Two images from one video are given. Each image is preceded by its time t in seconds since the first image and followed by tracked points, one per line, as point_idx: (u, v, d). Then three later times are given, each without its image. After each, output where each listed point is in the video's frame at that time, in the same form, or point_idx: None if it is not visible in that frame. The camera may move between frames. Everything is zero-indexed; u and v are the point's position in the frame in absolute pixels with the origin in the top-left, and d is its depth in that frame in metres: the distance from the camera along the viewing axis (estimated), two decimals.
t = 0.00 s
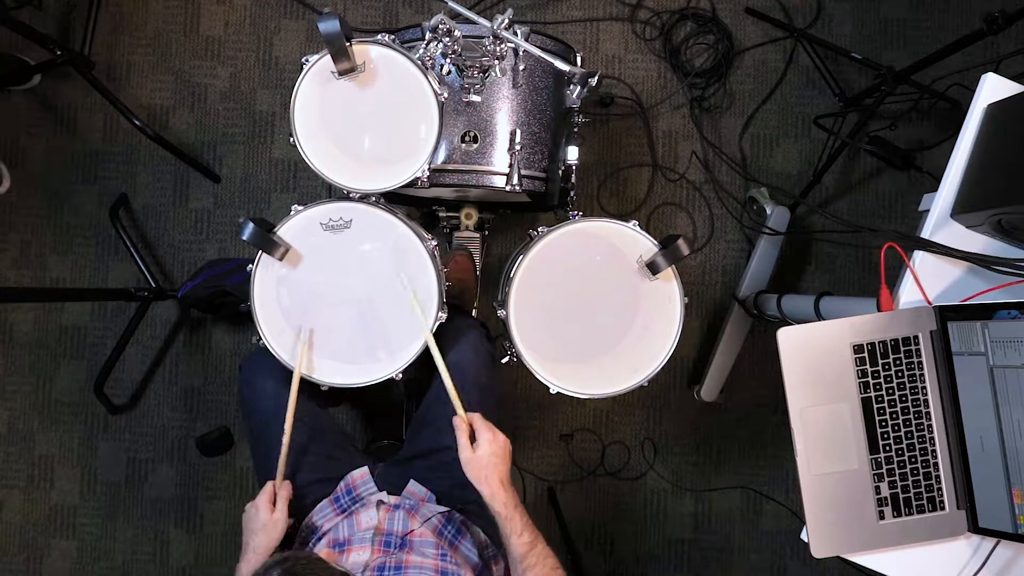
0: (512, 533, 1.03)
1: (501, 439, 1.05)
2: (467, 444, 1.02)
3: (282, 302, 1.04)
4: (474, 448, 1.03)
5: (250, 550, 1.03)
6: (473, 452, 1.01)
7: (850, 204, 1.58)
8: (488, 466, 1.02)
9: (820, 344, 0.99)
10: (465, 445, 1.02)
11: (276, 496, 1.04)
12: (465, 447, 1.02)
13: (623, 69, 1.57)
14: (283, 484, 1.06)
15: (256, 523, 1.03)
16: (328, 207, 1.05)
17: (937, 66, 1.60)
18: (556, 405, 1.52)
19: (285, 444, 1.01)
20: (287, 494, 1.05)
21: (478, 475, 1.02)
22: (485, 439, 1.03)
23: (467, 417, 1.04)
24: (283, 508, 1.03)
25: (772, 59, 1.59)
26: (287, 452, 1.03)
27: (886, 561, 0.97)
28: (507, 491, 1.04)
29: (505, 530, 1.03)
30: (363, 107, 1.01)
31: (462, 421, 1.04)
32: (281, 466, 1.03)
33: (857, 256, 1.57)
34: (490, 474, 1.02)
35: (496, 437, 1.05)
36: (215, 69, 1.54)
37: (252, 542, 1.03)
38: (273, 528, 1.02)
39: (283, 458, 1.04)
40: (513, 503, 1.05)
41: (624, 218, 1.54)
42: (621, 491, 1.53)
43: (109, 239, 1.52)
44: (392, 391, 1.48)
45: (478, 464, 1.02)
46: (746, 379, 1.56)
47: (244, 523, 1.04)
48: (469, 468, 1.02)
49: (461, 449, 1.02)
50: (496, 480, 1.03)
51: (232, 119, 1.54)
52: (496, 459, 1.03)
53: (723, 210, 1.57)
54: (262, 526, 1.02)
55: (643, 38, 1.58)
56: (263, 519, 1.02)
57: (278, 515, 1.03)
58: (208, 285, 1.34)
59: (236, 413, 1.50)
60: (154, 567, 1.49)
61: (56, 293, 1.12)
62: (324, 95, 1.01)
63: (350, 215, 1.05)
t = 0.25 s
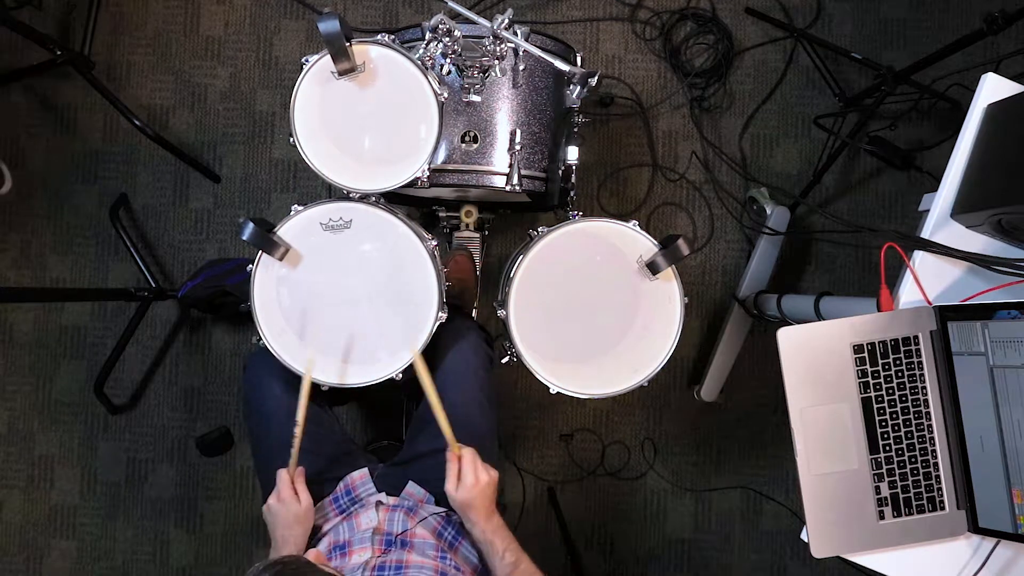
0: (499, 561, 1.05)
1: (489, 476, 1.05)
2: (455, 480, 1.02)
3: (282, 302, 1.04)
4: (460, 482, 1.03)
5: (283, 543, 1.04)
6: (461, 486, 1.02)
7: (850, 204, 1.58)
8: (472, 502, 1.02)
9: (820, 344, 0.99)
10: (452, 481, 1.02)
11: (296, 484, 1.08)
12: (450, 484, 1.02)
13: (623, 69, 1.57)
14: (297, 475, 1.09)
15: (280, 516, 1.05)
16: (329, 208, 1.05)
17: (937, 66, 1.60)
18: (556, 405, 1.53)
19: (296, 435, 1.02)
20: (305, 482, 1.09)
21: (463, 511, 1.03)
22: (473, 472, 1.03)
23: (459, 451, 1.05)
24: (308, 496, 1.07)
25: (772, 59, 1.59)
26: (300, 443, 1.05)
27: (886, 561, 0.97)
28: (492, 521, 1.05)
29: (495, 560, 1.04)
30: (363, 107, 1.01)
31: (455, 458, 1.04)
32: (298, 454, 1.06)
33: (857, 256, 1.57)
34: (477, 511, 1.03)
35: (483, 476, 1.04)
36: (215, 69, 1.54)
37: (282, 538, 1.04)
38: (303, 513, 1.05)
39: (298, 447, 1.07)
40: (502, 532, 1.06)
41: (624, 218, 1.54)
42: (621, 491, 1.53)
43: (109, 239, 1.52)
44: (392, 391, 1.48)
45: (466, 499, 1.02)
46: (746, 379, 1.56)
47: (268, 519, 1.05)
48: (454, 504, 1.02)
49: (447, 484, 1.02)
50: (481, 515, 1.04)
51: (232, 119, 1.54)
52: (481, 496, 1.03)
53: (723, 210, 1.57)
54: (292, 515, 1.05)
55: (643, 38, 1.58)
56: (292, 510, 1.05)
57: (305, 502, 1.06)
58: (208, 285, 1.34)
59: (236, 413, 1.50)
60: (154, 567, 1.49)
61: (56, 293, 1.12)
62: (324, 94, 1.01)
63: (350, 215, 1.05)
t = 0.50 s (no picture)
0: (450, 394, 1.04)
1: (444, 304, 1.02)
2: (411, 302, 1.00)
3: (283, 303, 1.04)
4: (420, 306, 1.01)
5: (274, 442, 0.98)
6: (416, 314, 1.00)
7: (850, 204, 1.58)
8: (429, 326, 1.00)
9: (820, 344, 0.99)
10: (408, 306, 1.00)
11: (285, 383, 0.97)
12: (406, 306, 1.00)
13: (623, 69, 1.57)
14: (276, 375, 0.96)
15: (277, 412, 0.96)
16: (329, 208, 1.05)
17: (937, 66, 1.60)
18: (556, 405, 1.53)
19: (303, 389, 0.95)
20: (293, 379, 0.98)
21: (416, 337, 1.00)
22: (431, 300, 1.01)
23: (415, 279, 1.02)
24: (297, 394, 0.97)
25: (772, 59, 1.59)
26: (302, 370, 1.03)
27: (885, 561, 0.97)
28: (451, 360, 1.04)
29: (451, 430, 1.04)
30: (363, 107, 1.01)
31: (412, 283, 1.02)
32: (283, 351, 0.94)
33: (857, 256, 1.57)
34: (432, 339, 1.00)
35: (440, 302, 1.02)
36: (215, 69, 1.54)
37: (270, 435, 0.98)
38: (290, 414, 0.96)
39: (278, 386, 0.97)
40: (460, 375, 1.05)
41: (624, 219, 1.54)
42: (622, 491, 1.53)
43: (109, 239, 1.52)
44: (392, 391, 1.48)
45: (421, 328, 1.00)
46: (746, 379, 1.56)
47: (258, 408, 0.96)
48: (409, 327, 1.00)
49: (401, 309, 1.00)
50: (438, 341, 1.01)
51: (232, 119, 1.54)
52: (440, 320, 1.01)
53: (723, 210, 1.57)
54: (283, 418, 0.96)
55: (643, 38, 1.58)
56: (280, 413, 0.96)
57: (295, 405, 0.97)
58: (208, 285, 1.34)
59: (236, 413, 1.50)
60: (154, 567, 1.49)
61: (56, 293, 1.12)
62: (324, 94, 1.01)
63: (350, 215, 1.05)
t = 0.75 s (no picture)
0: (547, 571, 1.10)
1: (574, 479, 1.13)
2: (549, 463, 1.12)
3: (283, 302, 1.04)
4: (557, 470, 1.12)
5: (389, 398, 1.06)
6: (550, 471, 1.12)
7: (850, 204, 1.58)
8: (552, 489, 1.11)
9: (820, 343, 0.99)
10: (547, 462, 1.12)
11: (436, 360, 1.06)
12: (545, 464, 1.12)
13: (623, 69, 1.57)
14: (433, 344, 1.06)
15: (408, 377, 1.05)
16: (329, 208, 1.05)
17: (937, 66, 1.60)
18: (556, 405, 1.53)
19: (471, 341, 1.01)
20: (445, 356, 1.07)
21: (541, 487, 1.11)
22: (566, 467, 1.12)
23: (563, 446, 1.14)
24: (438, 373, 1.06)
25: (772, 59, 1.59)
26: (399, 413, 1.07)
27: (885, 561, 0.97)
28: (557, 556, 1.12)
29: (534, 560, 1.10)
30: (364, 107, 1.01)
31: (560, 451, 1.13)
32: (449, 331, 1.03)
33: (857, 256, 1.57)
34: (550, 497, 1.11)
35: (569, 471, 1.12)
36: (215, 69, 1.54)
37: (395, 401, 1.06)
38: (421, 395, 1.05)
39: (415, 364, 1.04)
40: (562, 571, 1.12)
41: (624, 219, 1.54)
42: (622, 491, 1.53)
43: (110, 239, 1.52)
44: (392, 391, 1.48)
45: (547, 481, 1.11)
46: (746, 379, 1.56)
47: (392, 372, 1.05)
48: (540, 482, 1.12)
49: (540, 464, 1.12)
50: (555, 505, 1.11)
51: (232, 119, 1.54)
52: (562, 492, 1.11)
53: (723, 210, 1.57)
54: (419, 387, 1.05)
55: (643, 38, 1.58)
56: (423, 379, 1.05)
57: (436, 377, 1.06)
58: (208, 285, 1.35)
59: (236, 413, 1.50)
60: (154, 567, 1.49)
61: (57, 293, 1.12)
62: (325, 94, 1.01)
63: (350, 215, 1.05)
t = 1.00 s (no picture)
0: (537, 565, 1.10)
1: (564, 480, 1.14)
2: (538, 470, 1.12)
3: (283, 302, 1.04)
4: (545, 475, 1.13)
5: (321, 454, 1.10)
6: (541, 478, 1.12)
7: (850, 204, 1.58)
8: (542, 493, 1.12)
9: (820, 343, 0.99)
10: (536, 470, 1.12)
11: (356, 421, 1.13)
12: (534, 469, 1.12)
13: (623, 69, 1.57)
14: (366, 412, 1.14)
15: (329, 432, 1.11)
16: (328, 208, 1.05)
17: (937, 66, 1.60)
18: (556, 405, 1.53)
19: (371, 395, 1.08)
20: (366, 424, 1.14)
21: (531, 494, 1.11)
22: (555, 469, 1.13)
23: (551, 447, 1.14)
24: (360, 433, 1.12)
25: (772, 59, 1.59)
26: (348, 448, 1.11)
27: (885, 561, 0.97)
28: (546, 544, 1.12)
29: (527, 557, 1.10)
30: (364, 107, 1.01)
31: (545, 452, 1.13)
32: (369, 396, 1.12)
33: (857, 256, 1.57)
34: (542, 501, 1.12)
35: (561, 475, 1.13)
36: (215, 69, 1.54)
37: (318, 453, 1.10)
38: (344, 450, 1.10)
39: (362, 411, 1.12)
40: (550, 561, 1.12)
41: (624, 219, 1.54)
42: (622, 492, 1.53)
43: (110, 239, 1.52)
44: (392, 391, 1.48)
45: (538, 488, 1.12)
46: (746, 379, 1.56)
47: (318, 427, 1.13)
48: (532, 487, 1.12)
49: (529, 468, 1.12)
50: (545, 509, 1.12)
51: (232, 119, 1.54)
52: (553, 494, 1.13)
53: (723, 210, 1.57)
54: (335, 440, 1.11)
55: (643, 38, 1.58)
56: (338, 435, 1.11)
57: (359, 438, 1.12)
58: (208, 285, 1.35)
59: (236, 413, 1.50)
60: (154, 567, 1.49)
61: (57, 293, 1.12)
62: (325, 94, 1.01)
63: (350, 215, 1.05)
